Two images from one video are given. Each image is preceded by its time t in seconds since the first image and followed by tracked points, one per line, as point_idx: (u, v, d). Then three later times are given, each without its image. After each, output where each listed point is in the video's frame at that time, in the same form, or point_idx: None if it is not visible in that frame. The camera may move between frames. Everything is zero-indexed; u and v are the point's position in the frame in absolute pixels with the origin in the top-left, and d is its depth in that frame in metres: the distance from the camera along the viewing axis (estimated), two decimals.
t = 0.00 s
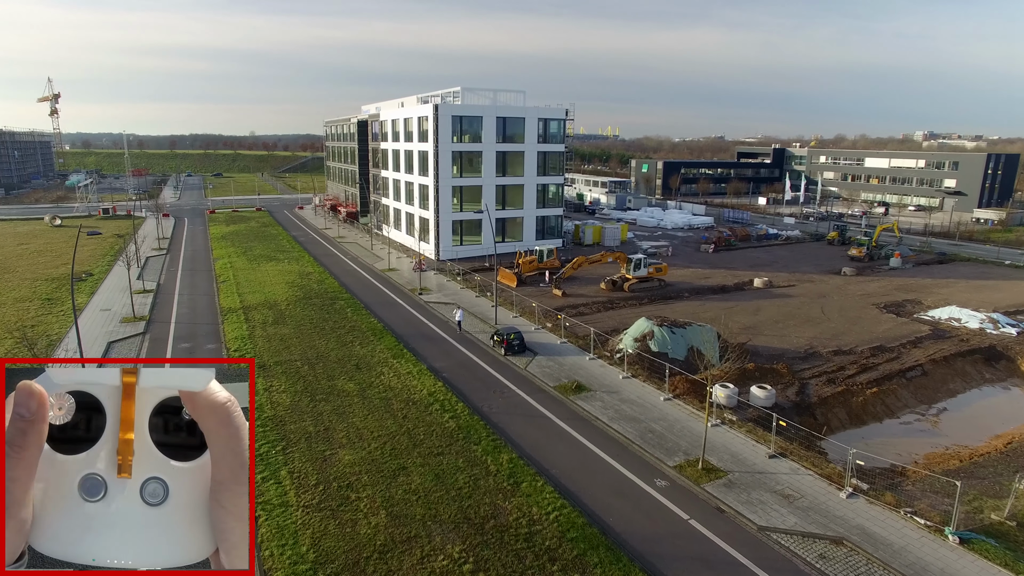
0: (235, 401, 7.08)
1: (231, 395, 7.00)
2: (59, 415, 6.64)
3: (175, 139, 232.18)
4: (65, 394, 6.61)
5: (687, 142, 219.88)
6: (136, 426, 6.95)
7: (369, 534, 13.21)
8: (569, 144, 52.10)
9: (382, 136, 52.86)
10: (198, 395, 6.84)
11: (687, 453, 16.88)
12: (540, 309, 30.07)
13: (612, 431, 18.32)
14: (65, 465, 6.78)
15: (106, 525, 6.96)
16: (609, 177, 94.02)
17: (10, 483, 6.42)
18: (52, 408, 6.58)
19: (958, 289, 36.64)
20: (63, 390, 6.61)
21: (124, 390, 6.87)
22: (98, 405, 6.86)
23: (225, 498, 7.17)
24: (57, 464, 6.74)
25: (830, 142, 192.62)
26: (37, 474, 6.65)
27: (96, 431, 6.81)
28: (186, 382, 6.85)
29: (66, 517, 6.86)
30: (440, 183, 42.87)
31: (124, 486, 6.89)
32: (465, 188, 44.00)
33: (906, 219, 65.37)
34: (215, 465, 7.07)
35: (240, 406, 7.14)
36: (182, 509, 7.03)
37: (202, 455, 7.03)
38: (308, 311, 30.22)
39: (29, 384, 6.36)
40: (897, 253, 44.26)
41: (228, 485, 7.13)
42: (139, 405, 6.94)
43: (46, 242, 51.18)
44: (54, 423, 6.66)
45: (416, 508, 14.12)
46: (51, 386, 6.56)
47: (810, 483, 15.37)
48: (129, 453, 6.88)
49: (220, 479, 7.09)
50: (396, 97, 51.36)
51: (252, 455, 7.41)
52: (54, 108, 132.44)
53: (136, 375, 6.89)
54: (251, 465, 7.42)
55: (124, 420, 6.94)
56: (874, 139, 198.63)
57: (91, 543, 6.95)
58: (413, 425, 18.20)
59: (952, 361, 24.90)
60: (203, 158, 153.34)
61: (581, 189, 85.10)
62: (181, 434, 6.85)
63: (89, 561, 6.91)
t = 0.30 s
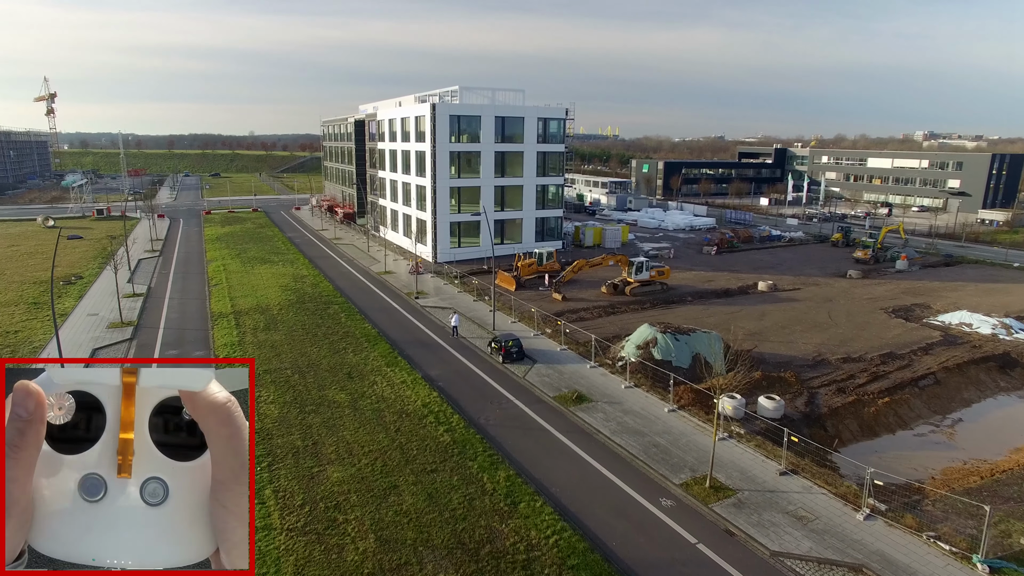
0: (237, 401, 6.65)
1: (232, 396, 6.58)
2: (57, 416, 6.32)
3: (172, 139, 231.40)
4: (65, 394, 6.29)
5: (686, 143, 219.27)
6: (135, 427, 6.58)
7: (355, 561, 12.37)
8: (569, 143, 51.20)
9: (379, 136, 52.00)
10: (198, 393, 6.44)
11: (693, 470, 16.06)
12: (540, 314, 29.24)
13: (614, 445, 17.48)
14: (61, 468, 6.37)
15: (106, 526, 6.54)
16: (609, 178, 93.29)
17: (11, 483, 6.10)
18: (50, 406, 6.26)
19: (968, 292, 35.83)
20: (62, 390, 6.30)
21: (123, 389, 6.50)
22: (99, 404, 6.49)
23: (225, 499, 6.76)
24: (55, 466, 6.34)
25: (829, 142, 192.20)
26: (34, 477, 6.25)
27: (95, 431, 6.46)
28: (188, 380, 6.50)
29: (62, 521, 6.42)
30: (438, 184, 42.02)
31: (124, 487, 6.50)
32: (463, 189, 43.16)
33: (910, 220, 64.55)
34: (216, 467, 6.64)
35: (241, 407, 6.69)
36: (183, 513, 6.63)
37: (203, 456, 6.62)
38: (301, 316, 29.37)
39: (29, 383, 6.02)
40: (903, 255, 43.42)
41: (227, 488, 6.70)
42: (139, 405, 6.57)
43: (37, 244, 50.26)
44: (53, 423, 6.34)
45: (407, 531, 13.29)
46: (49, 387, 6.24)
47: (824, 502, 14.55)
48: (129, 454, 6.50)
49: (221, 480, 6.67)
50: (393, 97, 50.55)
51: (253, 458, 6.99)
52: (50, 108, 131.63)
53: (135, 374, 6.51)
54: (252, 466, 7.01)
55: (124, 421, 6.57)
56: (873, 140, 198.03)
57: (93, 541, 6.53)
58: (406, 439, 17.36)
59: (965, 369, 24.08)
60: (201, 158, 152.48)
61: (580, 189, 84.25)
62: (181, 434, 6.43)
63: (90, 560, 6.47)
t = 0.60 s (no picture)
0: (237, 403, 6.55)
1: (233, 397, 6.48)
2: (59, 415, 6.29)
3: (171, 139, 230.79)
4: (65, 394, 6.23)
5: (685, 143, 218.68)
6: (135, 427, 6.57)
7: None
8: (569, 143, 50.32)
9: (376, 136, 51.11)
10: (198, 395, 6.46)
11: (702, 489, 15.14)
12: (540, 320, 28.31)
13: (618, 461, 16.58)
14: (61, 466, 6.40)
15: (107, 524, 6.58)
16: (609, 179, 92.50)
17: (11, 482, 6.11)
18: (49, 404, 6.23)
19: (978, 296, 34.99)
20: (62, 391, 6.26)
21: (124, 390, 6.48)
22: (99, 404, 6.47)
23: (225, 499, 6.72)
24: (58, 463, 6.39)
25: (829, 142, 191.66)
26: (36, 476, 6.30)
27: (96, 431, 6.45)
28: (186, 379, 6.51)
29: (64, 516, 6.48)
30: (435, 185, 41.14)
31: (125, 487, 6.53)
32: (461, 190, 42.24)
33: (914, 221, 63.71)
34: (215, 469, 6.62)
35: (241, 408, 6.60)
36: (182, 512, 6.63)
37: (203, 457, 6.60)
38: (293, 322, 28.44)
39: (28, 383, 6.08)
40: (910, 258, 42.55)
41: (226, 492, 6.68)
42: (138, 405, 6.56)
43: (27, 246, 49.33)
44: (52, 422, 6.31)
45: (397, 559, 12.44)
46: (50, 386, 6.27)
47: (842, 525, 13.68)
48: (129, 453, 6.50)
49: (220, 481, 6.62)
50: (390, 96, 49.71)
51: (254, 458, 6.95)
52: (47, 108, 130.88)
53: (136, 374, 6.51)
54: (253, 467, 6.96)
55: (123, 420, 6.54)
56: (873, 140, 197.41)
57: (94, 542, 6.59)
58: (398, 455, 16.49)
59: (980, 378, 23.22)
60: (198, 158, 151.72)
61: (580, 190, 83.40)
62: (180, 434, 6.48)
63: (90, 560, 6.51)
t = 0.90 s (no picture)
0: (237, 402, 7.20)
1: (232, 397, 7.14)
2: (61, 415, 6.78)
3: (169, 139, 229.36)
4: (65, 395, 6.72)
5: (685, 143, 217.56)
6: (134, 427, 6.99)
7: None
8: (569, 144, 49.45)
9: (373, 136, 50.18)
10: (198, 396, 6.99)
11: (713, 513, 14.21)
12: (539, 326, 27.40)
13: (621, 480, 15.69)
14: (63, 466, 6.86)
15: (108, 523, 7.07)
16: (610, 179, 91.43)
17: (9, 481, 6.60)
18: (49, 406, 6.75)
19: (988, 300, 34.13)
20: (63, 391, 6.74)
21: (123, 390, 6.90)
22: (98, 405, 6.90)
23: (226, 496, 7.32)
24: (57, 463, 6.83)
25: (829, 142, 190.91)
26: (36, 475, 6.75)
27: (95, 431, 6.89)
28: (187, 379, 7.03)
29: (64, 517, 6.93)
30: (432, 186, 40.25)
31: (124, 486, 6.97)
32: (459, 191, 41.35)
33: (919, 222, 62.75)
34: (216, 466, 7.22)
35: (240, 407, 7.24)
36: (182, 510, 7.16)
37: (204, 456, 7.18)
38: (284, 328, 27.59)
39: (27, 383, 6.62)
40: (917, 260, 41.65)
41: (226, 485, 7.29)
42: (138, 406, 7.00)
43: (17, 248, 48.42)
44: (53, 423, 6.80)
45: None
46: (51, 387, 6.74)
47: (862, 553, 12.82)
48: (129, 454, 6.93)
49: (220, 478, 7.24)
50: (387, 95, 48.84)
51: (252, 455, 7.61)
52: (43, 107, 129.55)
53: (136, 374, 6.96)
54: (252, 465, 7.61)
55: (122, 421, 6.95)
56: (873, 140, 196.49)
57: (93, 543, 7.11)
58: (390, 474, 15.56)
59: (999, 389, 22.28)
60: (197, 159, 150.46)
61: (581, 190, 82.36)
62: (180, 434, 7.03)
63: (89, 561, 7.10)
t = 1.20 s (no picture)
0: (235, 400, 7.03)
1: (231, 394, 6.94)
2: (61, 415, 6.46)
3: (167, 139, 228.27)
4: (65, 394, 6.38)
5: (686, 143, 216.66)
6: (134, 427, 6.65)
7: None
8: (569, 144, 48.51)
9: (369, 137, 49.21)
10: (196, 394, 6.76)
11: (724, 539, 13.29)
12: (539, 333, 26.43)
13: (626, 502, 14.77)
14: (63, 467, 6.49)
15: (107, 525, 6.68)
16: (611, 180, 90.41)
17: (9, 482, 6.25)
18: (49, 406, 6.42)
19: (999, 304, 33.24)
20: (63, 391, 6.39)
21: (123, 391, 6.59)
22: (98, 405, 6.57)
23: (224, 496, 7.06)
24: (57, 464, 6.48)
25: (830, 142, 190.11)
26: (35, 476, 6.41)
27: (96, 431, 6.56)
28: (185, 378, 6.79)
29: (64, 519, 6.56)
30: (429, 187, 39.32)
31: (124, 487, 6.62)
32: (457, 192, 40.37)
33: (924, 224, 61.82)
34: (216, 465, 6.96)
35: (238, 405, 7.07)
36: (183, 511, 6.83)
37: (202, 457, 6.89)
38: (275, 335, 26.66)
39: (27, 383, 6.26)
40: (925, 263, 40.71)
41: (228, 484, 6.97)
42: (138, 407, 6.66)
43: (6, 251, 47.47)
44: (53, 423, 6.46)
45: None
46: (51, 387, 6.38)
47: None
48: (129, 454, 6.58)
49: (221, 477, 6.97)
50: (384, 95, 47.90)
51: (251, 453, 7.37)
52: (38, 107, 128.53)
53: (135, 374, 6.66)
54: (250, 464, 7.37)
55: (122, 422, 6.62)
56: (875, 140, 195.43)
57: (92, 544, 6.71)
58: (381, 496, 14.63)
59: (1018, 401, 21.33)
60: (194, 159, 149.34)
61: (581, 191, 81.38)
62: (181, 434, 6.72)
63: (90, 561, 6.70)
